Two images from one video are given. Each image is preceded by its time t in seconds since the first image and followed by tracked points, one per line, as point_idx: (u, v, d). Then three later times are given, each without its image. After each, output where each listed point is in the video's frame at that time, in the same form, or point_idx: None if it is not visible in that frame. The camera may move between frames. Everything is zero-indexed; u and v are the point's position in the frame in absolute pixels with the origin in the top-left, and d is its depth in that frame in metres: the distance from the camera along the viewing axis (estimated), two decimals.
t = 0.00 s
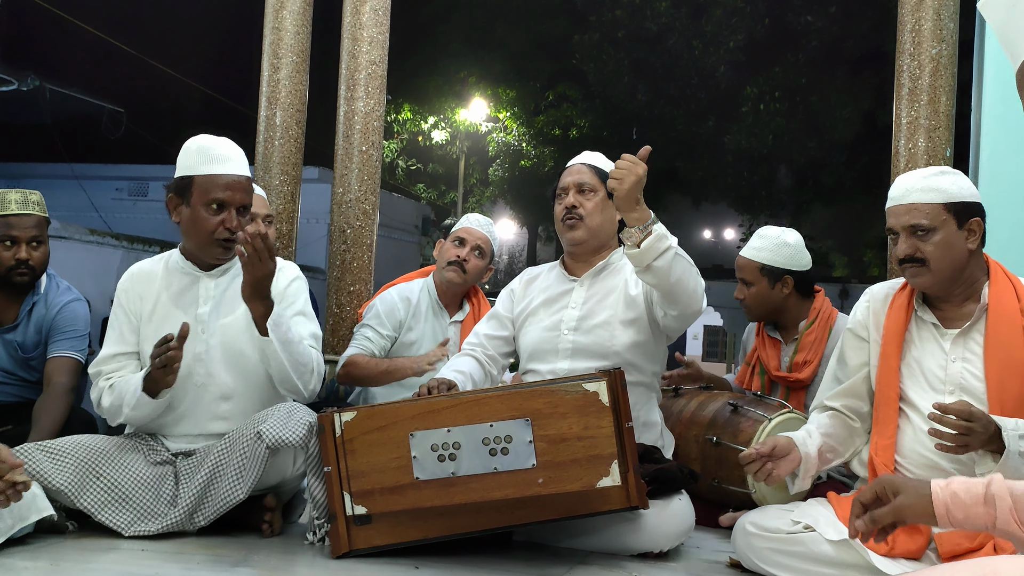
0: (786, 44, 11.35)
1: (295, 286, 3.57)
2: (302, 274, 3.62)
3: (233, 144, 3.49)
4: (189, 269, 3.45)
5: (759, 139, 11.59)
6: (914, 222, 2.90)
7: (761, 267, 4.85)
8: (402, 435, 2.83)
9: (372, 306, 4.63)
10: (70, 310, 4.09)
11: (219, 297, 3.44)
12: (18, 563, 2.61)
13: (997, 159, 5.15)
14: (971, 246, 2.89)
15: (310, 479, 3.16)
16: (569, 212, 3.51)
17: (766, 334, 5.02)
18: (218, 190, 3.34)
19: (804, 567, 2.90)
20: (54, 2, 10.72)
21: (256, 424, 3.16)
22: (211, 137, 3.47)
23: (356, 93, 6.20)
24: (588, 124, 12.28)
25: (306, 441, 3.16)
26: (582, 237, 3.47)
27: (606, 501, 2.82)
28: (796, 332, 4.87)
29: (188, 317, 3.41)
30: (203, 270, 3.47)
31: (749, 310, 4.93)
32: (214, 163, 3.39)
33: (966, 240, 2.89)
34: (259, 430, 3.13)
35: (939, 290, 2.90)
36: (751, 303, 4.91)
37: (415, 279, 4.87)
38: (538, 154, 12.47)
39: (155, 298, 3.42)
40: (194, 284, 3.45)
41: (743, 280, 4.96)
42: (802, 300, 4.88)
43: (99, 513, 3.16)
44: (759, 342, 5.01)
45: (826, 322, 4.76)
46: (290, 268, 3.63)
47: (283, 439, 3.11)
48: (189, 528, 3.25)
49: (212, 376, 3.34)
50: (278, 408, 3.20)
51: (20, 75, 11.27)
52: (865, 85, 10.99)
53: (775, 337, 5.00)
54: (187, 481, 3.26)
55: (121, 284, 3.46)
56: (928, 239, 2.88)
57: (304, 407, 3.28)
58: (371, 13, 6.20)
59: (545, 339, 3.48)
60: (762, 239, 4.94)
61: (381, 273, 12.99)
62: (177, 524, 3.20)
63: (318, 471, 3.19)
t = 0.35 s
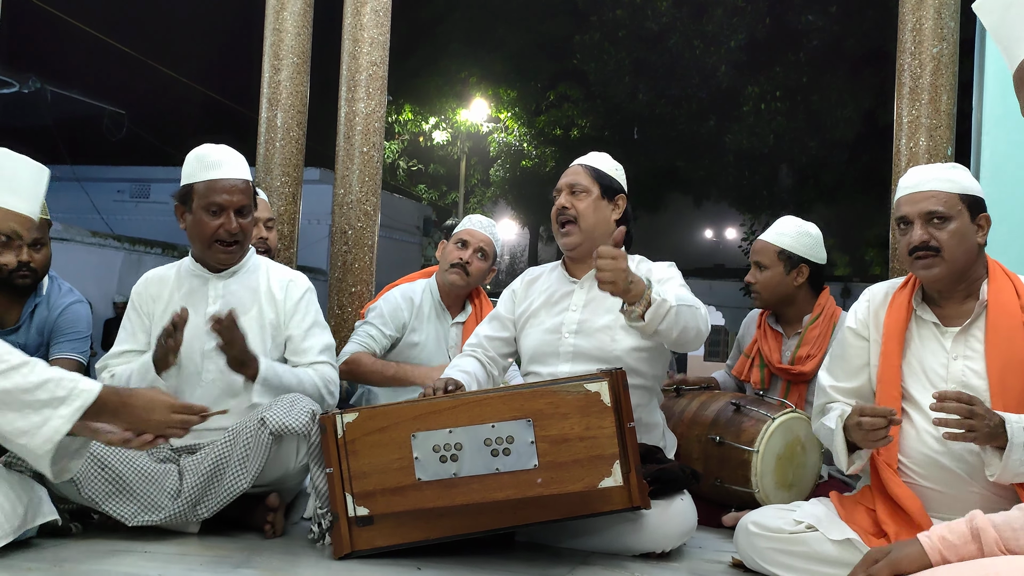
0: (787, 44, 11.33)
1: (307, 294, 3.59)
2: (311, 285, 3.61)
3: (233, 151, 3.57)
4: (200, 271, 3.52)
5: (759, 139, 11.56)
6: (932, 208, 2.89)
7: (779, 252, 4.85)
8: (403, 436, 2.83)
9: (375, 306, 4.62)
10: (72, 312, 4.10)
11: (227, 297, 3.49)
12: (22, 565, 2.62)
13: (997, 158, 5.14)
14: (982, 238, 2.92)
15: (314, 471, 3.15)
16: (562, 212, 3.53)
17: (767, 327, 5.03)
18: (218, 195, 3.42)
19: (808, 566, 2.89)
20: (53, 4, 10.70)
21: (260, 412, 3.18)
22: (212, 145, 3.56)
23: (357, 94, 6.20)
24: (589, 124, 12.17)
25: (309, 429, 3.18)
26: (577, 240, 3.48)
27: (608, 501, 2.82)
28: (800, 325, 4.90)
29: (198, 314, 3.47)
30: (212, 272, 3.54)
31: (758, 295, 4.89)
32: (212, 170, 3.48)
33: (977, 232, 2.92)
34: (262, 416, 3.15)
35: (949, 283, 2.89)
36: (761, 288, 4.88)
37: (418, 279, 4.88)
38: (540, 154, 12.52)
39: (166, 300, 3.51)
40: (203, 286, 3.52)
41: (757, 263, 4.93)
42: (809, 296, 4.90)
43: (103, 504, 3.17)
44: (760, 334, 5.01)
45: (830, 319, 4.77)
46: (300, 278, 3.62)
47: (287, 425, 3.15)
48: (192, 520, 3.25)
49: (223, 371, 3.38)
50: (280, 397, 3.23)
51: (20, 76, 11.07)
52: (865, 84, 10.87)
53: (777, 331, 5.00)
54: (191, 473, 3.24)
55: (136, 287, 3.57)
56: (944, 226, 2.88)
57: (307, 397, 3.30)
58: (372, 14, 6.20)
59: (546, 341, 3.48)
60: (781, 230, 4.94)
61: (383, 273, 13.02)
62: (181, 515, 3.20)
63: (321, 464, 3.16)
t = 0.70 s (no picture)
0: (788, 41, 11.32)
1: (308, 294, 3.59)
2: (312, 285, 3.61)
3: (245, 153, 3.59)
4: (206, 269, 3.56)
5: (760, 136, 11.43)
6: (930, 205, 2.91)
7: (773, 256, 4.84)
8: (404, 434, 2.82)
9: (374, 306, 4.62)
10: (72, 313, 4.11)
11: (233, 294, 3.52)
12: (25, 564, 2.63)
13: (999, 156, 5.14)
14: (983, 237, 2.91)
15: (314, 458, 3.27)
16: (560, 215, 3.54)
17: (766, 329, 5.02)
18: (230, 196, 3.45)
19: (810, 565, 2.89)
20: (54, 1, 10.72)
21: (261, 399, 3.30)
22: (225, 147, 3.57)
23: (357, 93, 6.19)
24: (589, 122, 12.22)
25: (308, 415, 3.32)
26: (575, 240, 3.48)
27: (609, 499, 2.85)
28: (799, 327, 4.89)
29: (204, 311, 3.51)
30: (219, 271, 3.57)
31: (756, 300, 4.90)
32: (224, 172, 3.49)
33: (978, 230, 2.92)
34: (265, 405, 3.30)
35: (949, 279, 2.89)
36: (760, 293, 4.87)
37: (417, 279, 4.88)
38: (540, 152, 12.52)
39: (172, 297, 3.53)
40: (208, 285, 3.55)
41: (753, 268, 4.92)
42: (807, 295, 4.89)
43: (107, 493, 3.16)
44: (760, 337, 5.00)
45: (829, 319, 4.78)
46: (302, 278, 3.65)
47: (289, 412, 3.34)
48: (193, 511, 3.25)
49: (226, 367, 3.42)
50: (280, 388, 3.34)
51: (21, 75, 10.97)
52: (866, 83, 10.92)
53: (776, 333, 4.99)
54: (191, 465, 3.24)
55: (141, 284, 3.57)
56: (941, 223, 2.89)
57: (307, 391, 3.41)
58: (372, 12, 6.19)
59: (545, 344, 3.50)
60: (774, 232, 4.91)
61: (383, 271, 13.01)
62: (182, 506, 3.20)
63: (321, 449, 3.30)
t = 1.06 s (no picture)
0: (787, 42, 11.33)
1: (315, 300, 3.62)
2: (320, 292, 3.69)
3: (262, 155, 3.60)
4: (213, 267, 3.59)
5: (760, 137, 11.45)
6: (920, 207, 2.93)
7: (764, 264, 4.84)
8: (406, 435, 2.83)
9: (375, 307, 4.62)
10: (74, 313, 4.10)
11: (238, 295, 3.56)
12: (27, 564, 2.64)
13: (999, 157, 5.14)
14: (976, 238, 2.91)
15: (314, 464, 3.21)
16: (558, 223, 3.52)
17: (765, 333, 5.02)
18: (245, 199, 3.46)
19: (810, 565, 2.90)
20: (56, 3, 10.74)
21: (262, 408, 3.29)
22: (241, 147, 3.56)
23: (358, 93, 6.19)
24: (589, 122, 12.25)
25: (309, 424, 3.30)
26: (575, 247, 3.48)
27: (610, 501, 2.84)
28: (796, 330, 4.90)
29: (208, 308, 3.54)
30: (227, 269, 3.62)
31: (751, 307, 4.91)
32: (243, 174, 3.49)
33: (972, 232, 2.91)
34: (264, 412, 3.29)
35: (941, 280, 2.91)
36: (754, 300, 4.88)
37: (418, 279, 4.88)
38: (541, 152, 12.46)
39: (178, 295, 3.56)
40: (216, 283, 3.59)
41: (746, 276, 4.93)
42: (803, 299, 4.88)
43: (108, 498, 3.18)
44: (758, 341, 5.02)
45: (826, 320, 4.76)
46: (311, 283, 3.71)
47: (289, 418, 3.33)
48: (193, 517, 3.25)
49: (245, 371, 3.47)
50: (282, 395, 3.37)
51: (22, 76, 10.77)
52: (866, 82, 10.89)
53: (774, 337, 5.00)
54: (192, 469, 3.25)
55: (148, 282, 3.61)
56: (932, 224, 2.91)
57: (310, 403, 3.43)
58: (373, 13, 6.20)
59: (543, 348, 3.50)
60: (763, 238, 4.95)
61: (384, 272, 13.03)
62: (182, 511, 3.18)
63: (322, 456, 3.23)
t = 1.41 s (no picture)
0: (790, 41, 11.20)
1: (324, 302, 3.62)
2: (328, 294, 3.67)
3: (262, 166, 3.52)
4: (220, 278, 3.55)
5: (761, 137, 11.44)
6: (917, 207, 2.93)
7: (763, 263, 4.86)
8: (411, 433, 2.84)
9: (376, 306, 4.63)
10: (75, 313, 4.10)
11: (246, 306, 3.53)
12: (26, 564, 2.64)
13: (1001, 157, 5.13)
14: (973, 237, 2.90)
15: (315, 469, 3.19)
16: (558, 222, 3.51)
17: (761, 334, 5.00)
18: (244, 220, 3.40)
19: (812, 566, 2.89)
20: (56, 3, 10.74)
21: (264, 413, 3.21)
22: (240, 159, 3.49)
23: (359, 93, 6.19)
24: (590, 122, 12.24)
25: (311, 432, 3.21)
26: (575, 253, 3.48)
27: (612, 497, 2.91)
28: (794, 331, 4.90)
29: (215, 321, 3.52)
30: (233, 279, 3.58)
31: (748, 306, 4.92)
32: (240, 193, 3.40)
33: (969, 231, 2.90)
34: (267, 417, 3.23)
35: (940, 280, 2.91)
36: (753, 301, 4.90)
37: (420, 279, 4.89)
38: (542, 153, 12.52)
39: (187, 300, 3.54)
40: (223, 292, 3.55)
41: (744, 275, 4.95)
42: (800, 301, 4.87)
43: (106, 504, 3.18)
44: (755, 342, 4.99)
45: (822, 323, 4.75)
46: (319, 287, 3.66)
47: (289, 422, 3.24)
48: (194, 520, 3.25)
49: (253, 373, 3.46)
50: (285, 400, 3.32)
51: (23, 75, 10.88)
52: (867, 83, 10.85)
53: (771, 338, 4.98)
54: (193, 472, 3.26)
55: (153, 285, 3.57)
56: (929, 224, 2.91)
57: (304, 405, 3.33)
58: (374, 12, 6.19)
59: (544, 348, 3.50)
60: (762, 238, 4.96)
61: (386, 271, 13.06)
62: (182, 514, 3.20)
63: (323, 463, 3.20)
